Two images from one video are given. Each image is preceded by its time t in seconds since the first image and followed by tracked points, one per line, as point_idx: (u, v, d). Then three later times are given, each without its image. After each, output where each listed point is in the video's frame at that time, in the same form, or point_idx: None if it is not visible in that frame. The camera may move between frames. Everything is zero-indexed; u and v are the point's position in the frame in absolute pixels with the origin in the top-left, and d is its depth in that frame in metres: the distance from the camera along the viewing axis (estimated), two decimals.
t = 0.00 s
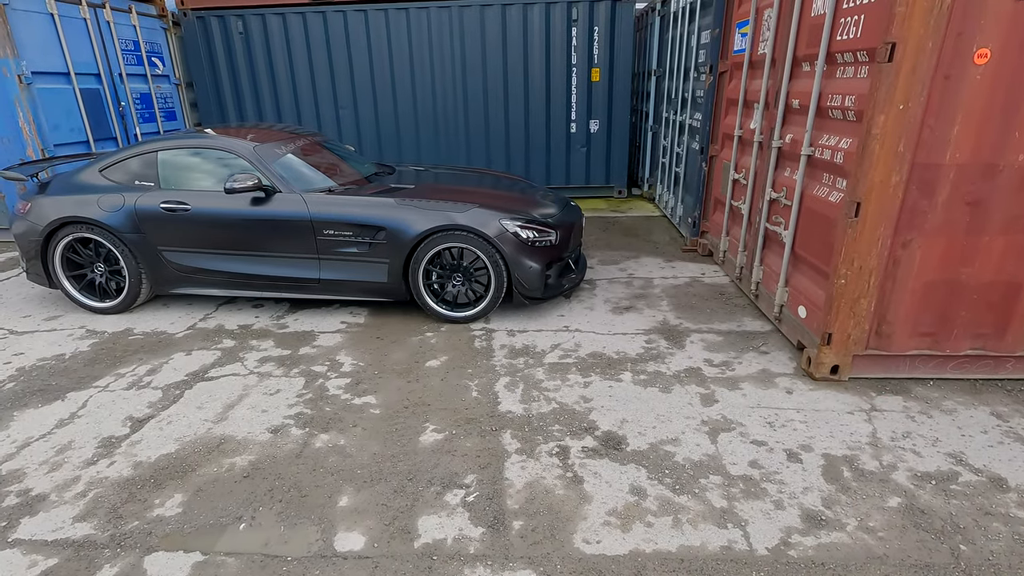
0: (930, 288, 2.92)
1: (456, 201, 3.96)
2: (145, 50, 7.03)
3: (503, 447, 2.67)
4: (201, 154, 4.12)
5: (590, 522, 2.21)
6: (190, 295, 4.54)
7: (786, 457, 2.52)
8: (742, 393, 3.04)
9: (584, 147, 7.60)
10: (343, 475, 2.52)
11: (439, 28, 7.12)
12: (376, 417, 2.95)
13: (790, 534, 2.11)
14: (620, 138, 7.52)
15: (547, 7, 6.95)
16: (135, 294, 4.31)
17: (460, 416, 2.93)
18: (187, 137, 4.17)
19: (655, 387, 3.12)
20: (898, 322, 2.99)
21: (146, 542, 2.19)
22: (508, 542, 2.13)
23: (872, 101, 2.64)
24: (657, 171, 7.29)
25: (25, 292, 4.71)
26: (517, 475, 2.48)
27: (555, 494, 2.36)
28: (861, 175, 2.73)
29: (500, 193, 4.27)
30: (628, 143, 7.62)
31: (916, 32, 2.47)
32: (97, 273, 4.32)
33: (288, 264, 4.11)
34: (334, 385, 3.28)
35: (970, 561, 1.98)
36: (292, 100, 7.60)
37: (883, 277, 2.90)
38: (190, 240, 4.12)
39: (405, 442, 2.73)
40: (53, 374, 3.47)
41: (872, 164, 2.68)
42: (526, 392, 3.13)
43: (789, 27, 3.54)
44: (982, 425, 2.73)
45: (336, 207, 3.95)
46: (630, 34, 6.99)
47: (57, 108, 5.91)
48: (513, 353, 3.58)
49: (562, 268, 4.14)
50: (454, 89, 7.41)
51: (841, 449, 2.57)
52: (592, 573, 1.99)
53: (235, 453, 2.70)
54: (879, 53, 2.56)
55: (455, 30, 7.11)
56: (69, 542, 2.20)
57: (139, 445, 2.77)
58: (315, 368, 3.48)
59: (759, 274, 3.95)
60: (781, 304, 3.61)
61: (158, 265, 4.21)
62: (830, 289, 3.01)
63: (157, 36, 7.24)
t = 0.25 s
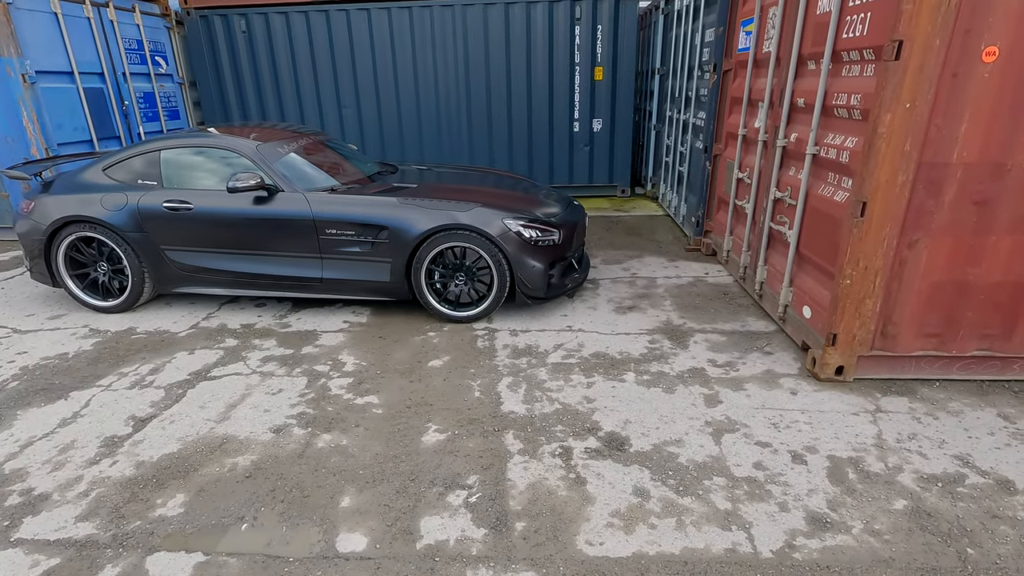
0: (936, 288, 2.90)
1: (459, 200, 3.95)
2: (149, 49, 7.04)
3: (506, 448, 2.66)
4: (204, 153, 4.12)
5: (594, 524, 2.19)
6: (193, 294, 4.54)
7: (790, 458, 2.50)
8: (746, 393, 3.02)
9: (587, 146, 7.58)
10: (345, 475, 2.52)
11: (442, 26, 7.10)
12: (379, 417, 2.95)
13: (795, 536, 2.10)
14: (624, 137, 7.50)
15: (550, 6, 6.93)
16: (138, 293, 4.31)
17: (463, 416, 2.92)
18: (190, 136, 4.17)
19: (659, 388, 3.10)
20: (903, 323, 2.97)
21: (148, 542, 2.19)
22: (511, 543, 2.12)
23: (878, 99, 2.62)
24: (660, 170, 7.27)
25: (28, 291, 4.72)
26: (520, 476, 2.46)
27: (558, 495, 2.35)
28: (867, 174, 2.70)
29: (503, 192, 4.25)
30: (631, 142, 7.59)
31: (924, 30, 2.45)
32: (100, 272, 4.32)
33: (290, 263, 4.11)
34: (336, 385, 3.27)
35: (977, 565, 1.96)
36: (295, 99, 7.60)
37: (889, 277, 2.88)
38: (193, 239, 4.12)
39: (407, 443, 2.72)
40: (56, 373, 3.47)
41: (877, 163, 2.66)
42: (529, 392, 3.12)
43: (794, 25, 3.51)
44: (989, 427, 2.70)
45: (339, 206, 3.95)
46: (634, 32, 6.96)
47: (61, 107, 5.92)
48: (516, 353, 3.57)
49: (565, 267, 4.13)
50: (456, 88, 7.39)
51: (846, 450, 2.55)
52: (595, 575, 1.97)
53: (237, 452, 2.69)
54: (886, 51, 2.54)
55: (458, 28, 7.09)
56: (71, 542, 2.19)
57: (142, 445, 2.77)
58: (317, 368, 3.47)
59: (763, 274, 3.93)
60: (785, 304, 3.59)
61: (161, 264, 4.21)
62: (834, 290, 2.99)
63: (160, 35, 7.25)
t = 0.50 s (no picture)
0: (940, 288, 2.88)
1: (460, 199, 3.94)
2: (150, 47, 7.04)
3: (506, 447, 2.65)
4: (205, 152, 4.11)
5: (594, 524, 2.18)
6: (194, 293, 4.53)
7: (793, 459, 2.49)
8: (748, 393, 3.01)
9: (589, 145, 7.56)
10: (346, 475, 2.51)
11: (444, 24, 7.09)
12: (379, 416, 2.94)
13: (798, 537, 2.08)
14: (626, 136, 7.48)
15: (552, 4, 6.91)
16: (140, 292, 4.31)
17: (464, 416, 2.91)
18: (191, 134, 4.16)
19: (660, 388, 3.09)
20: (907, 323, 2.95)
21: (148, 542, 2.18)
22: (511, 544, 2.11)
23: (882, 97, 2.59)
24: (662, 168, 7.24)
25: (30, 289, 4.72)
26: (521, 476, 2.45)
27: (559, 495, 2.34)
28: (871, 173, 2.68)
29: (504, 191, 4.24)
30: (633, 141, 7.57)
31: (929, 27, 2.42)
32: (101, 271, 4.32)
33: (291, 262, 4.10)
34: (337, 384, 3.26)
35: (981, 567, 1.95)
36: (297, 98, 7.59)
37: (892, 277, 2.86)
38: (194, 238, 4.12)
39: (408, 442, 2.71)
40: (57, 372, 3.47)
41: (881, 161, 2.64)
42: (530, 392, 3.11)
43: (797, 22, 3.49)
44: (993, 427, 2.68)
45: (340, 205, 3.94)
46: (636, 30, 6.94)
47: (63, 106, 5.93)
48: (517, 352, 3.56)
49: (567, 266, 4.11)
50: (458, 86, 7.38)
51: (849, 451, 2.54)
52: None
53: (237, 452, 2.69)
54: (890, 49, 2.52)
55: (460, 26, 7.08)
56: (71, 541, 2.19)
57: (142, 444, 2.76)
58: (318, 367, 3.46)
59: (766, 273, 3.91)
60: (788, 303, 3.57)
61: (162, 263, 4.21)
62: (837, 289, 2.97)
63: (162, 33, 7.25)
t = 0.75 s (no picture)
0: (944, 286, 2.86)
1: (463, 197, 3.94)
2: (153, 46, 7.06)
3: (508, 445, 2.65)
4: (208, 150, 4.12)
5: (596, 522, 2.18)
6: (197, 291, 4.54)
7: (795, 458, 2.49)
8: (751, 392, 3.00)
9: (591, 143, 7.55)
10: (348, 472, 2.51)
11: (447, 22, 7.08)
12: (381, 414, 2.94)
13: (800, 536, 2.08)
14: (628, 134, 7.47)
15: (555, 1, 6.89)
16: (143, 290, 4.32)
17: (466, 414, 2.91)
18: (195, 133, 4.17)
19: (662, 386, 3.09)
20: (911, 321, 2.94)
21: (151, 538, 2.19)
22: (513, 541, 2.11)
23: (886, 95, 2.59)
24: (665, 167, 7.23)
25: (34, 287, 4.74)
26: (522, 474, 2.46)
27: (561, 493, 2.34)
28: (874, 170, 2.67)
29: (506, 189, 4.24)
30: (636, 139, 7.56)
31: (933, 24, 2.41)
32: (105, 269, 4.33)
33: (294, 260, 4.10)
34: (339, 381, 3.27)
35: (983, 566, 1.94)
36: (299, 96, 7.59)
37: (896, 275, 2.85)
38: (197, 236, 4.12)
39: (410, 440, 2.72)
40: (61, 369, 3.49)
41: (885, 159, 2.63)
42: (532, 390, 3.11)
43: (801, 20, 3.48)
44: (996, 426, 2.67)
45: (342, 203, 3.94)
46: (639, 28, 6.92)
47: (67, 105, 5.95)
48: (519, 350, 3.55)
49: (569, 264, 4.11)
50: (461, 85, 7.37)
51: (852, 449, 2.53)
52: (597, 573, 1.96)
53: (239, 449, 2.69)
54: (894, 46, 2.51)
55: (462, 24, 7.07)
56: (75, 537, 2.20)
57: (145, 441, 2.77)
58: (320, 365, 3.47)
59: (769, 271, 3.90)
60: (791, 302, 3.56)
61: (165, 261, 4.22)
62: (840, 288, 2.96)
63: (165, 31, 7.26)
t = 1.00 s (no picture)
0: (945, 285, 2.86)
1: (464, 196, 3.94)
2: (155, 45, 7.07)
3: (509, 443, 2.65)
4: (210, 149, 4.13)
5: (596, 520, 2.18)
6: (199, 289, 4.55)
7: (796, 456, 2.49)
8: (751, 390, 3.00)
9: (593, 142, 7.55)
10: (349, 469, 2.52)
11: (448, 21, 7.08)
12: (382, 412, 2.95)
13: (800, 534, 2.08)
14: (630, 133, 7.46)
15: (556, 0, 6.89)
16: (145, 288, 4.33)
17: (467, 412, 2.91)
18: (197, 131, 4.18)
19: (663, 384, 3.09)
20: (912, 320, 2.94)
21: (153, 535, 2.20)
22: (513, 539, 2.12)
23: (888, 93, 2.58)
24: (667, 166, 7.22)
25: (37, 285, 4.75)
26: (523, 472, 2.46)
27: (561, 491, 2.34)
28: (876, 169, 2.67)
29: (508, 187, 4.24)
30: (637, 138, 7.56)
31: (935, 21, 2.41)
32: (107, 267, 4.34)
33: (296, 258, 4.11)
34: (340, 379, 3.28)
35: (984, 564, 1.94)
36: (301, 95, 7.60)
37: (897, 274, 2.85)
38: (199, 235, 4.13)
39: (411, 438, 2.72)
40: (64, 367, 3.50)
41: (886, 157, 2.63)
42: (533, 388, 3.11)
43: (803, 18, 3.47)
44: (998, 425, 2.67)
45: (344, 201, 3.95)
46: (640, 27, 6.91)
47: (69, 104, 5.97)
48: (520, 349, 3.56)
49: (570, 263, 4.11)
50: (462, 83, 7.37)
51: (853, 448, 2.53)
52: (598, 571, 1.96)
53: (241, 446, 2.70)
54: (896, 44, 2.50)
55: (463, 23, 7.07)
56: (77, 534, 2.21)
57: (147, 438, 2.78)
58: (321, 363, 3.48)
59: (770, 270, 3.89)
60: (792, 300, 3.55)
61: (167, 259, 4.22)
62: (841, 286, 2.96)
63: (167, 30, 7.27)
